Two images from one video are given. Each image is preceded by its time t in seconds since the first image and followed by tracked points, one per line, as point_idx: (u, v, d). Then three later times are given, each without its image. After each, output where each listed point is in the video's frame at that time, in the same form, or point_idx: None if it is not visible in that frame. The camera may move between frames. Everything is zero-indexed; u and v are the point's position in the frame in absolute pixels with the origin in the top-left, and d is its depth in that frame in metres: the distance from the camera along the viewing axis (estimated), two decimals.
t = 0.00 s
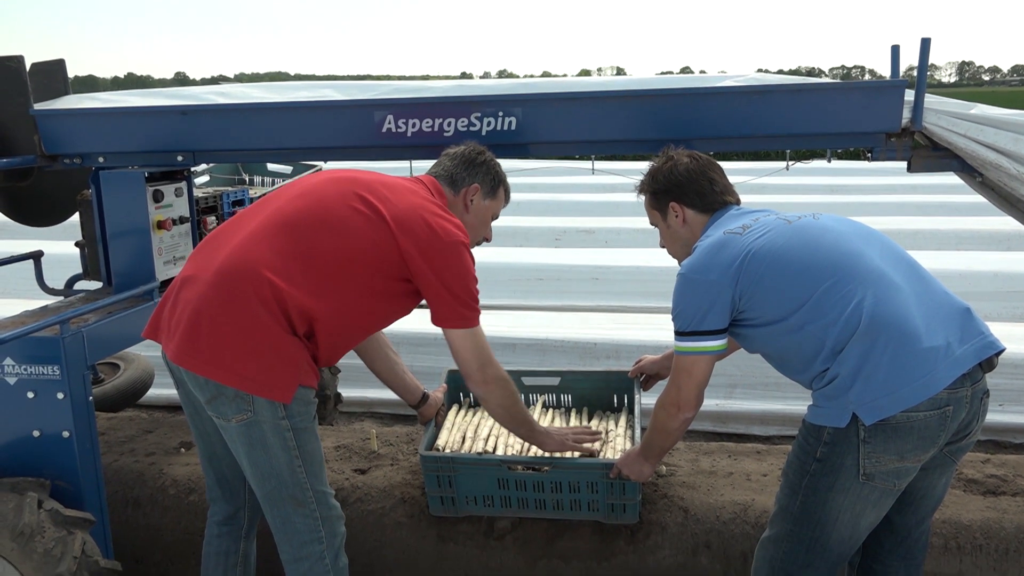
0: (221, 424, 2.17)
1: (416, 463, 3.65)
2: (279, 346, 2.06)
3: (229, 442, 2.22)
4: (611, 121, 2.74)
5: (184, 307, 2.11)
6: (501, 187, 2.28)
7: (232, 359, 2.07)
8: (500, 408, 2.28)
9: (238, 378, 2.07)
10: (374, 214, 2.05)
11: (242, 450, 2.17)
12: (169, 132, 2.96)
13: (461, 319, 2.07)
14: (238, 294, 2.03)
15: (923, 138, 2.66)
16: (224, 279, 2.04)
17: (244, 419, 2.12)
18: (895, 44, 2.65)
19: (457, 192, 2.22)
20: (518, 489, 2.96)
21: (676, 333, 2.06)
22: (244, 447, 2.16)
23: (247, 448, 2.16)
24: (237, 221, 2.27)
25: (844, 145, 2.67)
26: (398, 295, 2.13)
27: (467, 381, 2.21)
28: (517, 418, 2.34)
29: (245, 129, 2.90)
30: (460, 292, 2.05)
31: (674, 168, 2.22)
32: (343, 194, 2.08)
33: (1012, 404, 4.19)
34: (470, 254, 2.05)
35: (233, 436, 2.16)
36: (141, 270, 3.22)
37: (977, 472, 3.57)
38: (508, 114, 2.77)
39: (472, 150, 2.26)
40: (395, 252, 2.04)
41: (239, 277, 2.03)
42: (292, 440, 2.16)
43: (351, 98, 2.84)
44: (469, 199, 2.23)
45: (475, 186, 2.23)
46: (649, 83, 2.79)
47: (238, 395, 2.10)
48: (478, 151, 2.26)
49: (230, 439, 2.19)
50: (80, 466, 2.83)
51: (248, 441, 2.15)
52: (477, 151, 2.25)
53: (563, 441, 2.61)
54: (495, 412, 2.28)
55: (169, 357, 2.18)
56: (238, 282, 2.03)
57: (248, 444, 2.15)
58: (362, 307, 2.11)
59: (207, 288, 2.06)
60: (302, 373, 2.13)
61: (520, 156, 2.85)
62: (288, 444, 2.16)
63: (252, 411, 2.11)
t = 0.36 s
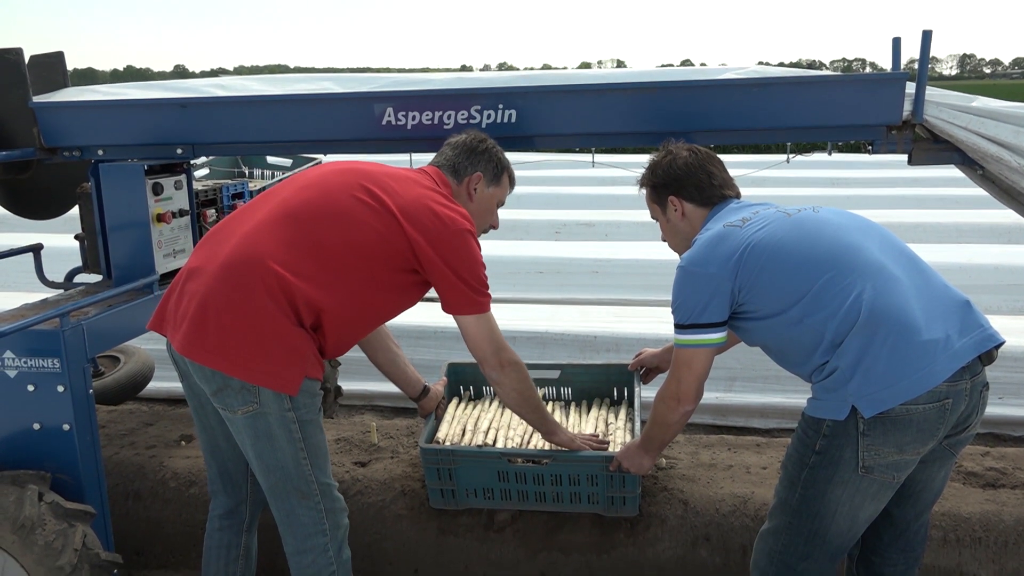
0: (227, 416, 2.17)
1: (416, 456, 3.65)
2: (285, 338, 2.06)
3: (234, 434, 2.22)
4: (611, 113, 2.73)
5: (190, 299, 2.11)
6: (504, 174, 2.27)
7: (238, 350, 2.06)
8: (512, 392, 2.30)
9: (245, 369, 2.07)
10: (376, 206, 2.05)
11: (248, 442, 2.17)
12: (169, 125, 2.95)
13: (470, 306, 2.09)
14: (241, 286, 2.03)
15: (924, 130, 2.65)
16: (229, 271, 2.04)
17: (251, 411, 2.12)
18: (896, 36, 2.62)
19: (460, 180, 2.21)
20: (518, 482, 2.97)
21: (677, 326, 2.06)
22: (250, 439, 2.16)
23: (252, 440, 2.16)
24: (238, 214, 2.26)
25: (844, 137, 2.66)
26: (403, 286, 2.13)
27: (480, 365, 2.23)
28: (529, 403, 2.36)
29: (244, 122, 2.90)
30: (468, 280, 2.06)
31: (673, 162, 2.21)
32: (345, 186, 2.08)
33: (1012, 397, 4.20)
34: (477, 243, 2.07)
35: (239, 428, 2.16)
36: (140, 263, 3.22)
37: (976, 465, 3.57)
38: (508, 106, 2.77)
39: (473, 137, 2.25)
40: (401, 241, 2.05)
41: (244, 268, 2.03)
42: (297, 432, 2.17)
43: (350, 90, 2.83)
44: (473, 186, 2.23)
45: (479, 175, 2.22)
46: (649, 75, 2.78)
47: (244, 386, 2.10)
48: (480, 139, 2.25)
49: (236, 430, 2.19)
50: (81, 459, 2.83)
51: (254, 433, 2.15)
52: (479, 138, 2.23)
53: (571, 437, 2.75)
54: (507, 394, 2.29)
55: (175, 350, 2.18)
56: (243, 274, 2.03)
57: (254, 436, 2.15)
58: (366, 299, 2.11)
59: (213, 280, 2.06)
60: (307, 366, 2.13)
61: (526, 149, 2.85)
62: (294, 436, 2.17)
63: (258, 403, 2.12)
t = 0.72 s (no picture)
0: (223, 410, 2.18)
1: (415, 449, 3.66)
2: (281, 332, 2.07)
3: (231, 428, 2.23)
4: (612, 107, 2.73)
5: (186, 293, 2.11)
6: (503, 173, 2.27)
7: (233, 345, 2.07)
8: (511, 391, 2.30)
9: (240, 364, 2.07)
10: (374, 200, 2.05)
11: (244, 436, 2.18)
12: (167, 119, 2.94)
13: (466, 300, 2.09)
14: (238, 280, 2.03)
15: (925, 124, 2.64)
16: (225, 265, 2.04)
17: (246, 405, 2.13)
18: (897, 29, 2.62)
19: (459, 176, 2.21)
20: (518, 475, 2.97)
21: (676, 319, 2.06)
22: (246, 434, 2.17)
23: (249, 434, 2.16)
24: (236, 207, 2.26)
25: (845, 130, 2.66)
26: (400, 281, 2.13)
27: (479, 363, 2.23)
28: (527, 402, 2.35)
29: (244, 115, 2.89)
30: (465, 275, 2.06)
31: (675, 156, 2.22)
32: (344, 181, 2.08)
33: (1012, 390, 4.20)
34: (475, 239, 2.06)
35: (235, 422, 2.17)
36: (140, 256, 3.21)
37: (976, 459, 3.57)
38: (508, 99, 2.76)
39: (474, 134, 2.24)
40: (397, 236, 2.04)
41: (240, 263, 2.03)
42: (294, 426, 2.17)
43: (350, 84, 2.82)
44: (471, 183, 2.22)
45: (477, 172, 2.21)
46: (650, 68, 2.77)
47: (239, 381, 2.10)
48: (481, 136, 2.24)
49: (233, 424, 2.19)
50: (81, 452, 2.84)
51: (250, 428, 2.15)
52: (480, 135, 2.22)
53: (570, 432, 2.77)
54: (506, 391, 2.29)
55: (170, 343, 2.18)
56: (239, 268, 2.03)
57: (249, 430, 2.16)
58: (364, 293, 2.11)
59: (210, 273, 2.06)
60: (304, 359, 2.13)
61: (525, 143, 2.85)
62: (291, 430, 2.17)
63: (253, 397, 2.12)
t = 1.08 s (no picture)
0: (223, 404, 2.18)
1: (415, 444, 3.66)
2: (281, 326, 2.06)
3: (231, 422, 2.23)
4: (613, 101, 2.72)
5: (185, 287, 2.11)
6: (501, 146, 2.24)
7: (234, 339, 2.07)
8: (511, 378, 2.29)
9: (241, 358, 2.07)
10: (372, 193, 2.04)
11: (245, 430, 2.18)
12: (167, 114, 2.94)
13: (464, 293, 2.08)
14: (237, 274, 2.03)
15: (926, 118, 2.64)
16: (224, 259, 2.04)
17: (246, 400, 2.13)
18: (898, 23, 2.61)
19: (451, 158, 2.23)
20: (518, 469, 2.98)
21: (675, 314, 2.06)
22: (246, 428, 2.17)
23: (249, 428, 2.17)
24: (235, 202, 2.26)
25: (844, 124, 2.65)
26: (400, 274, 2.13)
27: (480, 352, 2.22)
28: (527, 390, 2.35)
29: (243, 110, 2.88)
30: (466, 267, 2.06)
31: (679, 149, 2.22)
32: (343, 175, 2.07)
33: (1012, 385, 4.20)
34: (476, 232, 2.06)
35: (236, 417, 2.17)
36: (140, 251, 3.22)
37: (976, 453, 3.58)
38: (508, 94, 2.75)
39: (466, 118, 2.27)
40: (396, 230, 2.04)
41: (239, 256, 2.02)
42: (294, 420, 2.17)
43: (350, 78, 2.81)
44: (463, 164, 2.23)
45: (468, 151, 2.22)
46: (651, 62, 2.77)
47: (240, 374, 2.10)
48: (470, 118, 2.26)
49: (233, 418, 2.19)
50: (82, 447, 2.84)
51: (250, 422, 2.15)
52: (467, 117, 2.25)
53: (570, 425, 2.76)
54: (507, 380, 2.30)
55: (171, 338, 2.18)
56: (238, 262, 2.02)
57: (250, 425, 2.16)
58: (363, 287, 2.11)
59: (209, 267, 2.06)
60: (304, 353, 2.13)
61: (526, 137, 2.83)
62: (291, 424, 2.17)
63: (254, 391, 2.12)
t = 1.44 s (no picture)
0: (223, 400, 2.18)
1: (415, 441, 3.66)
2: (281, 322, 2.07)
3: (231, 419, 2.23)
4: (613, 99, 2.72)
5: (185, 284, 2.11)
6: (504, 159, 2.26)
7: (234, 335, 2.07)
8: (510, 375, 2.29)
9: (241, 354, 2.07)
10: (371, 190, 2.04)
11: (245, 427, 2.18)
12: (166, 110, 2.94)
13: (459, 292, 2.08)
14: (236, 270, 2.03)
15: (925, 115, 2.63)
16: (224, 256, 2.04)
17: (246, 396, 2.13)
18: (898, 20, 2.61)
19: (460, 164, 2.21)
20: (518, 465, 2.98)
21: (673, 311, 2.06)
22: (247, 424, 2.17)
23: (248, 424, 2.17)
24: (235, 198, 2.26)
25: (844, 122, 2.65)
26: (400, 271, 2.13)
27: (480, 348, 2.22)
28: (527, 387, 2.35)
29: (243, 107, 2.88)
30: (466, 263, 2.06)
31: (686, 146, 2.23)
32: (342, 172, 2.07)
33: (1011, 382, 4.20)
34: (476, 228, 2.06)
35: (236, 413, 2.17)
36: (140, 249, 3.21)
37: (975, 450, 3.58)
38: (508, 91, 2.75)
39: (475, 119, 2.23)
40: (394, 226, 2.04)
41: (239, 253, 2.02)
42: (294, 416, 2.17)
43: (349, 75, 2.81)
44: (472, 170, 2.23)
45: (478, 159, 2.22)
46: (651, 59, 2.76)
47: (240, 370, 2.10)
48: (482, 123, 2.23)
49: (233, 415, 2.20)
50: (81, 444, 2.84)
51: (250, 418, 2.16)
52: (480, 121, 2.22)
53: (570, 423, 2.76)
54: (507, 378, 2.30)
55: (171, 334, 2.18)
56: (238, 258, 2.03)
57: (250, 421, 2.16)
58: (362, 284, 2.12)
59: (209, 264, 2.06)
60: (303, 350, 2.13)
61: (526, 133, 2.82)
62: (290, 421, 2.17)
63: (254, 387, 2.12)
